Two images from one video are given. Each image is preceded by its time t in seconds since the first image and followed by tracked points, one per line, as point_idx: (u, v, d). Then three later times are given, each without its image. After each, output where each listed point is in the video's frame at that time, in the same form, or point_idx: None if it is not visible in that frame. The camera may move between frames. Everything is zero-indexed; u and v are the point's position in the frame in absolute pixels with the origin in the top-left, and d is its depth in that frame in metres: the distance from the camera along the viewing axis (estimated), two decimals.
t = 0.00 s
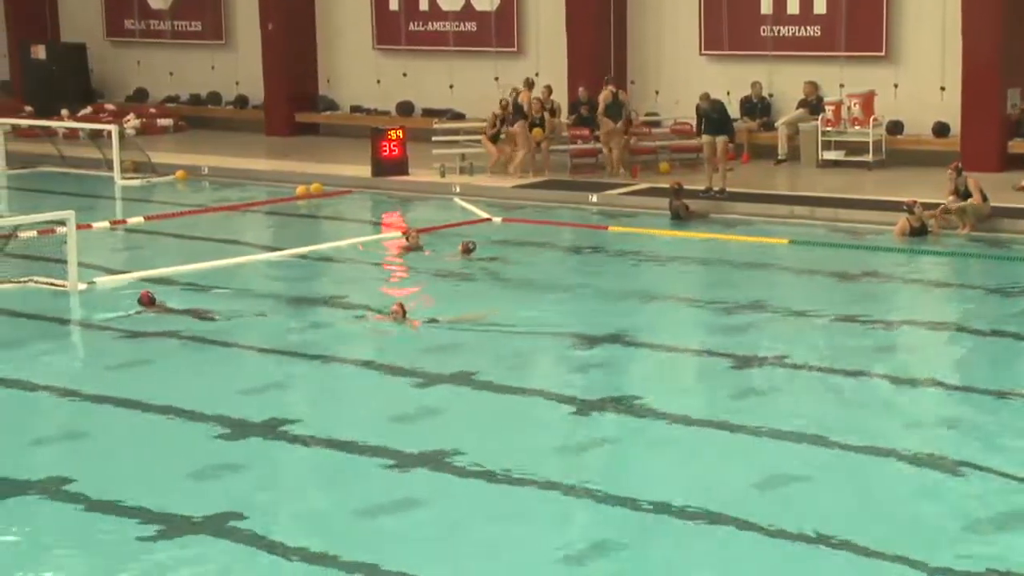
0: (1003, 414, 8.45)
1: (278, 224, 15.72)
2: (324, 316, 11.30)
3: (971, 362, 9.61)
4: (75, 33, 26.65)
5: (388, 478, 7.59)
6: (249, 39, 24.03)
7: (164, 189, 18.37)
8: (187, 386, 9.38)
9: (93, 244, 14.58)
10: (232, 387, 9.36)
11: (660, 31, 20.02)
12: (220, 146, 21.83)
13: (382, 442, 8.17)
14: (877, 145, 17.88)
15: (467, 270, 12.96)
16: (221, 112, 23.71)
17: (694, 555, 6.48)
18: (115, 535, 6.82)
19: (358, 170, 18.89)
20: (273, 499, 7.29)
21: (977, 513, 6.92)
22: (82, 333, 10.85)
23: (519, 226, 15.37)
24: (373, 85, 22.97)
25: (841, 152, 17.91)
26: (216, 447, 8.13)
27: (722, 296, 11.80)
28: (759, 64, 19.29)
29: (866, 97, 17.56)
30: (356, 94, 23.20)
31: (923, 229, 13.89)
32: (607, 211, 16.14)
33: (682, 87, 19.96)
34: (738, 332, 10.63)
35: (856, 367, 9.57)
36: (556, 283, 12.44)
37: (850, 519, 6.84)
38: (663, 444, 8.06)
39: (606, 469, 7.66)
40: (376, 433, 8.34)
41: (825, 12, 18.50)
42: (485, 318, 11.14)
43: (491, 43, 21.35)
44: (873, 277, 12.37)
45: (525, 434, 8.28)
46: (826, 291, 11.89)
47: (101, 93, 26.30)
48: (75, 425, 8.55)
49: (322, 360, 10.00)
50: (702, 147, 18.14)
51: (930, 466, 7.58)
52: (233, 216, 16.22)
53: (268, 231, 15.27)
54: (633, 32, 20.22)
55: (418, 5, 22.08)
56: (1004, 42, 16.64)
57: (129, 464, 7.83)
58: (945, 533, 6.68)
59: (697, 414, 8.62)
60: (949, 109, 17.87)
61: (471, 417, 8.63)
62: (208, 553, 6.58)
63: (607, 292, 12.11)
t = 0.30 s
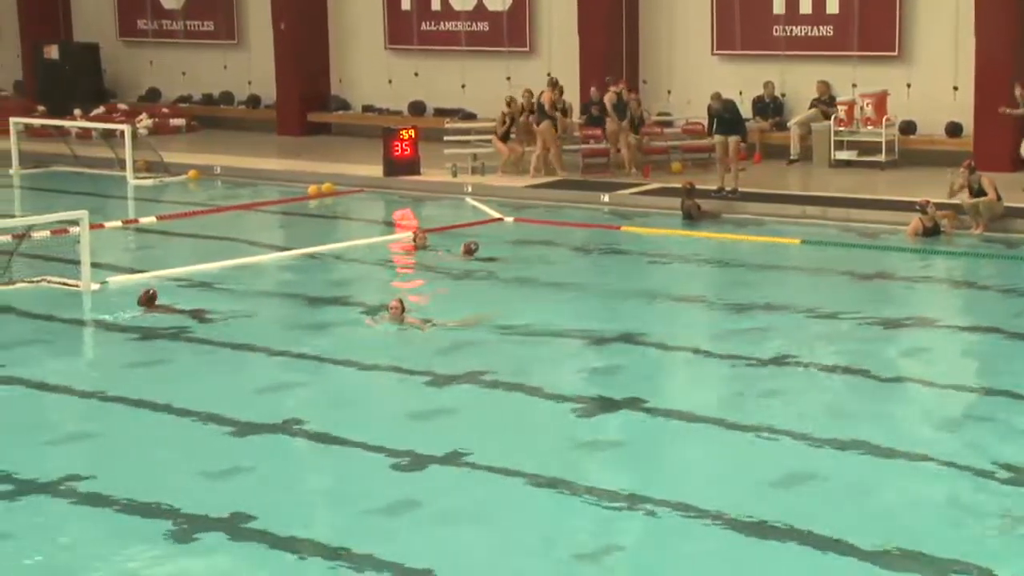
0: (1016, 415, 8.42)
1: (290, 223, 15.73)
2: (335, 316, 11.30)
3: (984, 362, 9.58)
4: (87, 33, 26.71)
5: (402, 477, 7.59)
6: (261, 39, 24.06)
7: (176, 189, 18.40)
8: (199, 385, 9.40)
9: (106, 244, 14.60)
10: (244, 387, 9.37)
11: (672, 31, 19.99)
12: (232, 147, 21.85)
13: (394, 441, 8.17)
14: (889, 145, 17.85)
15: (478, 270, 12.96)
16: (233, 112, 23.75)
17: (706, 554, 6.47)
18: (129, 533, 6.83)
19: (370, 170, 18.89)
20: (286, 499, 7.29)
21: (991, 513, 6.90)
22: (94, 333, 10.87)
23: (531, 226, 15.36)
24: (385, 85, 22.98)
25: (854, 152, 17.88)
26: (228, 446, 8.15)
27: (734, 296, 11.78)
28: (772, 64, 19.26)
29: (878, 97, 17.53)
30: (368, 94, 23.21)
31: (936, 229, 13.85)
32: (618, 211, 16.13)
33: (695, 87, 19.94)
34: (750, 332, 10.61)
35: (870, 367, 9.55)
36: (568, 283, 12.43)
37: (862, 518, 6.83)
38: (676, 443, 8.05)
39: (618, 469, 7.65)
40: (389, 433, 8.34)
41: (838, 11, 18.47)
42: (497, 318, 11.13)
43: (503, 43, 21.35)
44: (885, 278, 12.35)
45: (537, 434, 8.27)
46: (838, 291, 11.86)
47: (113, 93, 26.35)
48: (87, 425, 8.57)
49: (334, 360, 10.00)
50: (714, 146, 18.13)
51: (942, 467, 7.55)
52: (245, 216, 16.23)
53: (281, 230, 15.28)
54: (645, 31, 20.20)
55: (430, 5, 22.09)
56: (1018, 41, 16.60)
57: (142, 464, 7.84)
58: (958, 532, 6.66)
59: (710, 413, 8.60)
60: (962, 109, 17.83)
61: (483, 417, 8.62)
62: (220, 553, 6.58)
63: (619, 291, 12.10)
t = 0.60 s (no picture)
0: None
1: (305, 223, 15.76)
2: (350, 316, 11.32)
3: (999, 362, 9.56)
4: (103, 33, 26.77)
5: (416, 476, 7.60)
6: (276, 40, 24.10)
7: (191, 189, 18.43)
8: (215, 385, 9.42)
9: (121, 244, 14.63)
10: (258, 387, 9.38)
11: (687, 31, 19.96)
12: (247, 146, 21.88)
13: (408, 441, 8.17)
14: (905, 145, 17.81)
15: (492, 270, 12.96)
16: (248, 112, 23.79)
17: (721, 555, 6.46)
18: (143, 534, 6.84)
19: (384, 170, 18.91)
20: (300, 499, 7.30)
21: (1007, 514, 6.88)
22: (109, 332, 10.90)
23: (545, 226, 15.34)
24: (400, 84, 22.99)
25: (869, 152, 17.84)
26: (243, 446, 8.16)
27: (749, 296, 11.77)
28: (787, 64, 19.23)
29: (894, 97, 17.50)
30: (383, 94, 23.23)
31: (951, 229, 13.82)
32: (633, 211, 16.11)
33: (710, 87, 19.91)
34: (764, 333, 10.59)
35: (885, 368, 9.53)
36: (582, 283, 12.42)
37: (877, 519, 6.82)
38: (691, 444, 8.04)
39: (632, 470, 7.64)
40: (403, 433, 8.34)
41: (853, 11, 18.45)
42: (511, 318, 11.13)
43: (518, 43, 21.36)
44: (900, 278, 12.32)
45: (552, 434, 8.27)
46: (853, 291, 11.84)
47: (128, 93, 26.41)
48: (101, 424, 8.59)
49: (348, 360, 10.01)
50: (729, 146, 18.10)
51: (958, 468, 7.53)
52: (259, 216, 16.26)
53: (296, 230, 15.30)
54: (660, 31, 20.17)
55: (445, 5, 22.10)
56: None
57: (156, 464, 7.85)
58: (972, 533, 6.65)
59: (725, 414, 8.59)
60: (979, 109, 17.77)
61: (498, 417, 8.61)
62: (235, 554, 6.59)
63: (633, 291, 12.09)
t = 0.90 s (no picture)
0: None
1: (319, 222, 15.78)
2: (363, 316, 11.31)
3: (1014, 363, 9.52)
4: (118, 33, 26.84)
5: (430, 476, 7.59)
6: (291, 39, 24.13)
7: (206, 188, 18.48)
8: (229, 384, 9.43)
9: (136, 243, 14.67)
10: (272, 386, 9.38)
11: (701, 31, 19.94)
12: (262, 146, 21.91)
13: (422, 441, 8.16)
14: (920, 145, 17.75)
15: (506, 270, 12.96)
16: (263, 112, 23.83)
17: (736, 555, 6.44)
18: (156, 533, 6.85)
19: (398, 169, 18.92)
20: (315, 498, 7.30)
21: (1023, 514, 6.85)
22: (124, 331, 10.92)
23: (559, 226, 15.33)
24: (414, 83, 22.99)
25: (885, 152, 17.78)
26: (258, 444, 8.16)
27: (763, 296, 11.73)
28: (802, 63, 19.18)
29: (910, 97, 17.44)
30: (397, 94, 23.22)
31: (967, 229, 13.77)
32: (647, 211, 16.09)
33: (724, 86, 19.87)
34: (780, 333, 10.55)
35: (899, 368, 9.50)
36: (597, 283, 12.40)
37: (892, 519, 6.80)
38: (705, 444, 8.02)
39: (646, 470, 7.63)
40: (417, 432, 8.33)
41: (868, 11, 18.41)
42: (525, 318, 11.12)
43: (532, 42, 21.36)
44: (916, 278, 12.28)
45: (566, 434, 8.25)
46: (868, 292, 11.80)
47: (143, 93, 26.47)
48: (115, 422, 8.60)
49: (362, 359, 10.00)
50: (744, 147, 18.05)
51: (973, 468, 7.50)
52: (273, 215, 16.28)
53: (311, 230, 15.32)
54: (675, 31, 20.14)
55: (459, 5, 22.12)
56: None
57: (171, 462, 7.86)
58: (988, 532, 6.62)
59: (740, 414, 8.56)
60: (994, 109, 17.70)
61: (512, 417, 8.60)
62: (249, 553, 6.59)
63: (647, 291, 12.08)
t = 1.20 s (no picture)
0: None
1: (331, 221, 15.80)
2: (375, 314, 11.32)
3: None
4: (131, 31, 26.89)
5: (443, 473, 7.60)
6: (303, 38, 24.16)
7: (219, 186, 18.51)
8: (241, 382, 9.44)
9: (149, 240, 14.70)
10: (285, 384, 9.39)
11: (713, 28, 19.91)
12: (274, 144, 21.94)
13: (435, 439, 8.17)
14: (933, 144, 17.70)
15: (518, 268, 12.95)
16: (275, 110, 23.85)
17: (748, 551, 6.45)
18: (169, 530, 6.86)
19: (410, 167, 18.93)
20: (328, 495, 7.30)
21: None
22: (137, 329, 10.95)
23: (570, 224, 15.32)
24: (426, 82, 22.99)
25: (897, 151, 17.73)
26: (271, 441, 8.18)
27: (775, 295, 11.71)
28: (815, 62, 19.16)
29: (923, 95, 17.38)
30: (408, 93, 23.22)
31: (979, 229, 13.73)
32: (659, 209, 16.08)
33: (736, 84, 19.85)
34: (793, 332, 10.53)
35: (912, 367, 9.48)
36: (609, 282, 12.39)
37: (904, 518, 6.80)
38: (717, 442, 8.02)
39: (658, 467, 7.63)
40: (429, 430, 8.33)
41: (881, 9, 18.40)
42: (536, 317, 11.10)
43: (544, 40, 21.37)
44: (928, 277, 12.24)
45: (578, 433, 8.23)
46: (881, 291, 11.77)
47: (156, 91, 26.51)
48: (129, 420, 8.62)
49: (374, 357, 10.01)
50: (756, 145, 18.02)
51: (986, 467, 7.49)
52: (285, 213, 16.31)
53: (323, 228, 15.34)
54: (687, 28, 20.11)
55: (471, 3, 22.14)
56: None
57: (184, 459, 7.87)
58: (1001, 531, 6.61)
59: (751, 412, 8.57)
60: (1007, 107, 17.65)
61: (524, 416, 8.59)
62: (262, 549, 6.61)
63: (659, 289, 12.07)
